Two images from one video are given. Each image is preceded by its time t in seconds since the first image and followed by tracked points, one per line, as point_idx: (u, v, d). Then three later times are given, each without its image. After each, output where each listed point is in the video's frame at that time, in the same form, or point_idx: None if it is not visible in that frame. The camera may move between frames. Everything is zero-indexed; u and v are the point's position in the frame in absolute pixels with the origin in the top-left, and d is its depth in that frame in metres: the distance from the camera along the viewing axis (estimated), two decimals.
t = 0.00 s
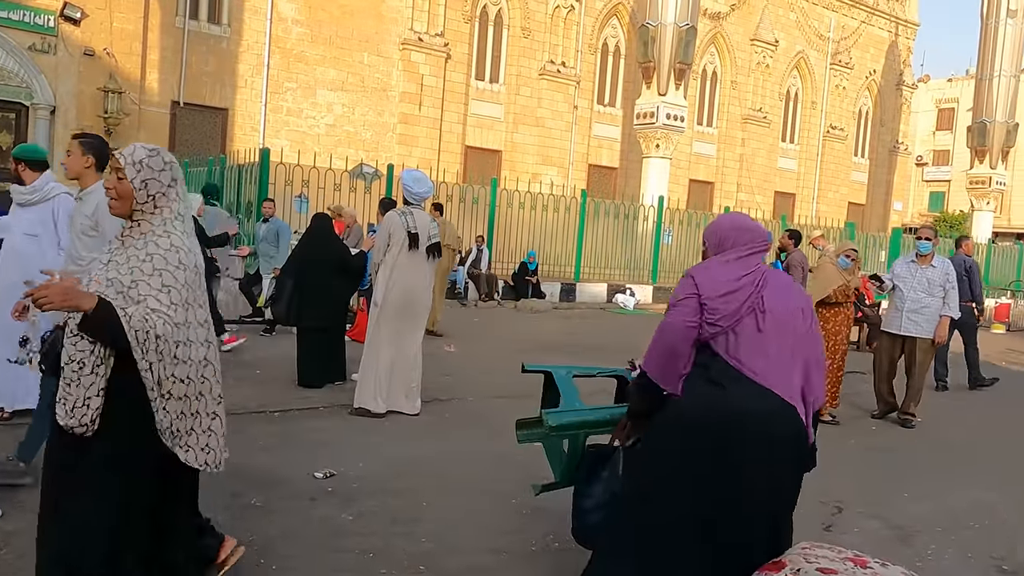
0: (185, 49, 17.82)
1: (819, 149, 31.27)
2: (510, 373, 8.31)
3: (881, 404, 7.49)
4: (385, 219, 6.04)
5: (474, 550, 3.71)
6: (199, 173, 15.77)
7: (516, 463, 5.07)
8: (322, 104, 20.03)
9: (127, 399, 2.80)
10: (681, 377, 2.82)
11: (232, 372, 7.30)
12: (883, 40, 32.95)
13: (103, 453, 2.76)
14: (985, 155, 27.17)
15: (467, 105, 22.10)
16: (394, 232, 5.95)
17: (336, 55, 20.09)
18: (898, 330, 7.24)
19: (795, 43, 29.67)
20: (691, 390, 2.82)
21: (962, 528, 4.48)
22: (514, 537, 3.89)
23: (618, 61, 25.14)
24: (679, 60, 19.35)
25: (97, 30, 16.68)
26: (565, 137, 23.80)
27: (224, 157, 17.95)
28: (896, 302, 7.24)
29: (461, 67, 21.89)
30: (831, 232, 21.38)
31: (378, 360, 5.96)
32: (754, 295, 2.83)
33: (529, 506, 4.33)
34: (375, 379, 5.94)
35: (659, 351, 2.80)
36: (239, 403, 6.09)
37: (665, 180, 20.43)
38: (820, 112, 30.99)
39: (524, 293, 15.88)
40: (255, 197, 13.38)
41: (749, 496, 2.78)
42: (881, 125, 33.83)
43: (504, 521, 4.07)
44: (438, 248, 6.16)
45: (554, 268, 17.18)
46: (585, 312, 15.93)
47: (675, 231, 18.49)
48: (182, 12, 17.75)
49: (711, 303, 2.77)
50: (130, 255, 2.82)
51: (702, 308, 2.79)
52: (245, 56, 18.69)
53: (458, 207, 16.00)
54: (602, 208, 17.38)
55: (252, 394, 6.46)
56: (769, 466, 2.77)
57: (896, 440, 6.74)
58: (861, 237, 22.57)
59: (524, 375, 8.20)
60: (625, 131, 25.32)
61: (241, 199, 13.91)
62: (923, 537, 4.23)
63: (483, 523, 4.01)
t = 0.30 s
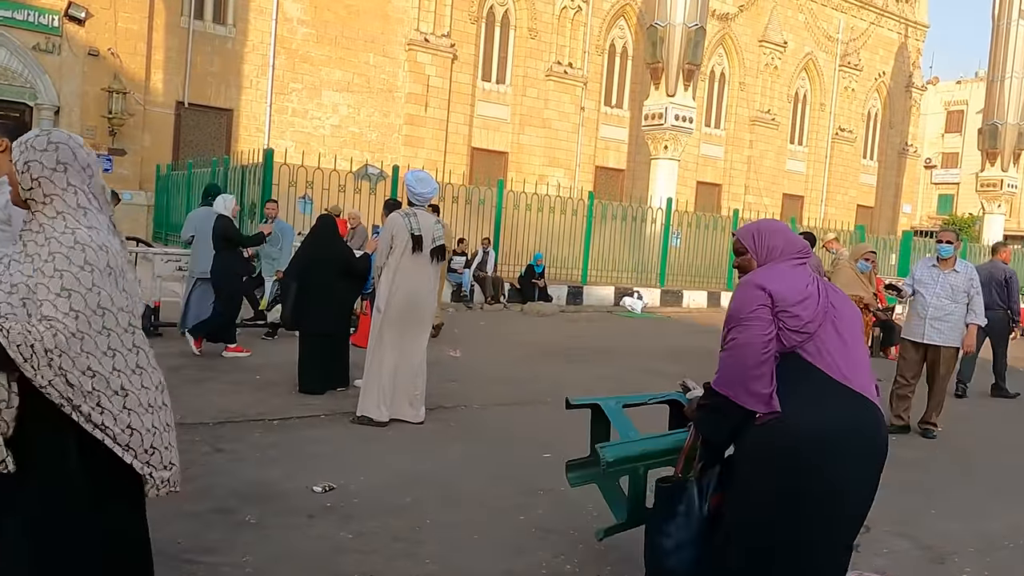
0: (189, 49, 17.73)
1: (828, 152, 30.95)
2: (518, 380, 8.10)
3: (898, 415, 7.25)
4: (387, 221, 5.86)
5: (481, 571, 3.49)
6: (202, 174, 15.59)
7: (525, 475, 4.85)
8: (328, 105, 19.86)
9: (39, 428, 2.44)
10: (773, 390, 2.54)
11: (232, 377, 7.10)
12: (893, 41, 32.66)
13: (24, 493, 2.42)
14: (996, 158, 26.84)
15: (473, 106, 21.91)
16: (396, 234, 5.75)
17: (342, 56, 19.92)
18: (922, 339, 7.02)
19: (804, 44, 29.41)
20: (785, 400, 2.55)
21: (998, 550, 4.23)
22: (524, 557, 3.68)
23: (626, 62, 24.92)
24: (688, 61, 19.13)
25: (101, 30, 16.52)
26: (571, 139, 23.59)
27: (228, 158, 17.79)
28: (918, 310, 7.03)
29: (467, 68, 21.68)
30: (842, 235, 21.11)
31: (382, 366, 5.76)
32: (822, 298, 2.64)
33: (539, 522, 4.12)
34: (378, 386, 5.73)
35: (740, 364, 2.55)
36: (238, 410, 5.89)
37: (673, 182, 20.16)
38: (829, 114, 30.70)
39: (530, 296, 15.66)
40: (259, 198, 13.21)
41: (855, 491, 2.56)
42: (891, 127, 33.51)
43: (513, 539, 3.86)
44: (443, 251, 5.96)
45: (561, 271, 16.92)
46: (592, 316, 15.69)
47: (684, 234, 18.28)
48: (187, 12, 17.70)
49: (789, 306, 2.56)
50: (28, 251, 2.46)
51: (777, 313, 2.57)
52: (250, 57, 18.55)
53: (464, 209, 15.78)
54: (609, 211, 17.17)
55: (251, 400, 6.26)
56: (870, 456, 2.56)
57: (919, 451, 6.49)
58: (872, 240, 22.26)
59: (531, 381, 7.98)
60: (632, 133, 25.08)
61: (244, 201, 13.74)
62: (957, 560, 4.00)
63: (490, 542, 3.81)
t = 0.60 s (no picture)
0: (194, 50, 17.58)
1: (838, 155, 30.63)
2: (524, 386, 7.85)
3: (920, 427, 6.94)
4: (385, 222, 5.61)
5: None
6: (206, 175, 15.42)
7: (532, 489, 4.60)
8: (334, 106, 19.66)
9: None
10: (811, 432, 2.24)
11: (227, 384, 6.85)
12: (903, 43, 32.33)
13: None
14: (1009, 161, 26.48)
15: (480, 107, 21.69)
16: (395, 235, 5.51)
17: (348, 57, 19.73)
18: (943, 348, 6.74)
19: (813, 46, 29.10)
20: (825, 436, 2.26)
21: None
22: None
23: (634, 64, 24.67)
24: (697, 62, 18.86)
25: (106, 30, 16.36)
26: (579, 141, 23.36)
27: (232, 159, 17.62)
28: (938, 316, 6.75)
29: (474, 70, 21.46)
30: (852, 238, 20.82)
31: (382, 373, 5.53)
32: (845, 312, 2.30)
33: (547, 541, 3.88)
34: (379, 394, 5.50)
35: (769, 411, 2.26)
36: (234, 418, 5.66)
37: (682, 184, 19.89)
38: (839, 117, 30.40)
39: (536, 300, 15.43)
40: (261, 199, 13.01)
41: (925, 515, 2.24)
42: (901, 130, 33.17)
43: (520, 561, 3.61)
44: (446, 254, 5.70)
45: (568, 274, 16.59)
46: (600, 320, 15.42)
47: (693, 237, 18.04)
48: (192, 13, 17.52)
49: (808, 335, 2.23)
50: None
51: (798, 343, 2.25)
52: (255, 58, 18.37)
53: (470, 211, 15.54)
54: (618, 213, 16.92)
55: (247, 408, 6.02)
56: (935, 475, 2.23)
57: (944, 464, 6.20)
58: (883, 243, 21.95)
59: (537, 388, 7.73)
60: (640, 135, 24.83)
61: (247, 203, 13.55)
62: None
63: (495, 564, 3.56)
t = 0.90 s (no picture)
0: (200, 54, 17.43)
1: (848, 159, 30.29)
2: (531, 397, 7.61)
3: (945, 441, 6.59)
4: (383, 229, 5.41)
5: None
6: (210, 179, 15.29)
7: (537, 511, 4.35)
8: (340, 110, 19.48)
9: None
10: (865, 485, 2.01)
11: (224, 395, 6.63)
12: (914, 47, 32.02)
13: None
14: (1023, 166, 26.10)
15: (486, 112, 21.49)
16: (393, 242, 5.29)
17: (354, 61, 19.55)
18: (960, 360, 6.48)
19: (823, 49, 28.81)
20: (878, 487, 2.04)
21: None
22: None
23: (642, 67, 24.43)
24: (706, 65, 18.61)
25: (112, 34, 16.22)
26: (586, 145, 23.12)
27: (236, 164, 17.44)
28: (954, 329, 6.49)
29: (480, 74, 21.24)
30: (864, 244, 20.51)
31: (382, 388, 5.30)
32: (902, 343, 2.08)
33: (553, 569, 3.64)
34: (378, 409, 5.27)
35: (821, 459, 2.02)
36: (228, 433, 5.44)
37: (692, 189, 19.63)
38: (849, 121, 30.08)
39: (543, 306, 15.20)
40: (264, 204, 12.83)
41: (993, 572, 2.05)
42: (912, 134, 32.84)
43: None
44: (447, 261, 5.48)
45: (575, 280, 16.35)
46: (608, 327, 15.17)
47: (702, 242, 17.79)
48: (197, 16, 17.37)
49: (867, 372, 2.00)
50: None
51: (854, 381, 2.02)
52: (261, 62, 18.23)
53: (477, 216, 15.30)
54: (626, 218, 16.67)
55: (243, 422, 5.81)
56: (1006, 528, 2.04)
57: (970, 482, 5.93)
58: (895, 249, 21.63)
59: (543, 399, 7.49)
60: (648, 140, 24.58)
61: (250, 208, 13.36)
62: None
63: None
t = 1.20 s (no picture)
0: (205, 56, 17.30)
1: (858, 161, 29.95)
2: (538, 402, 7.38)
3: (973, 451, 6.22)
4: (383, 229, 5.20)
5: None
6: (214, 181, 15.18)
7: (545, 525, 4.12)
8: (346, 112, 19.31)
9: None
10: (993, 518, 2.00)
11: (222, 401, 6.44)
12: (924, 48, 31.70)
13: None
14: None
15: (493, 113, 21.28)
16: (392, 243, 5.08)
17: (360, 62, 19.38)
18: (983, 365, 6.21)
19: (833, 50, 28.51)
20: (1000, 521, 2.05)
21: None
22: None
23: (650, 69, 24.20)
24: (716, 65, 18.39)
25: (117, 36, 16.06)
26: (594, 147, 22.88)
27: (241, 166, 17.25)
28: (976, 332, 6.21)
29: (487, 75, 21.04)
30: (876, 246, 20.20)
31: (384, 395, 5.09)
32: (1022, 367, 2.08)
33: None
34: (378, 416, 5.06)
35: (958, 491, 1.97)
36: (225, 441, 5.24)
37: (701, 190, 19.37)
38: (859, 123, 29.76)
39: (550, 309, 14.97)
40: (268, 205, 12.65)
41: None
42: (923, 136, 32.49)
43: None
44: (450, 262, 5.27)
45: (584, 283, 16.11)
46: (617, 331, 14.94)
47: (711, 245, 17.53)
48: (202, 17, 17.25)
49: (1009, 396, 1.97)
50: None
51: (994, 409, 1.99)
52: (266, 63, 18.08)
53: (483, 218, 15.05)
54: (634, 220, 16.43)
55: (239, 429, 5.60)
56: None
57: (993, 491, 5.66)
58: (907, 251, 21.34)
59: (551, 404, 7.27)
60: (656, 142, 24.32)
61: (254, 209, 13.17)
62: None
63: None
